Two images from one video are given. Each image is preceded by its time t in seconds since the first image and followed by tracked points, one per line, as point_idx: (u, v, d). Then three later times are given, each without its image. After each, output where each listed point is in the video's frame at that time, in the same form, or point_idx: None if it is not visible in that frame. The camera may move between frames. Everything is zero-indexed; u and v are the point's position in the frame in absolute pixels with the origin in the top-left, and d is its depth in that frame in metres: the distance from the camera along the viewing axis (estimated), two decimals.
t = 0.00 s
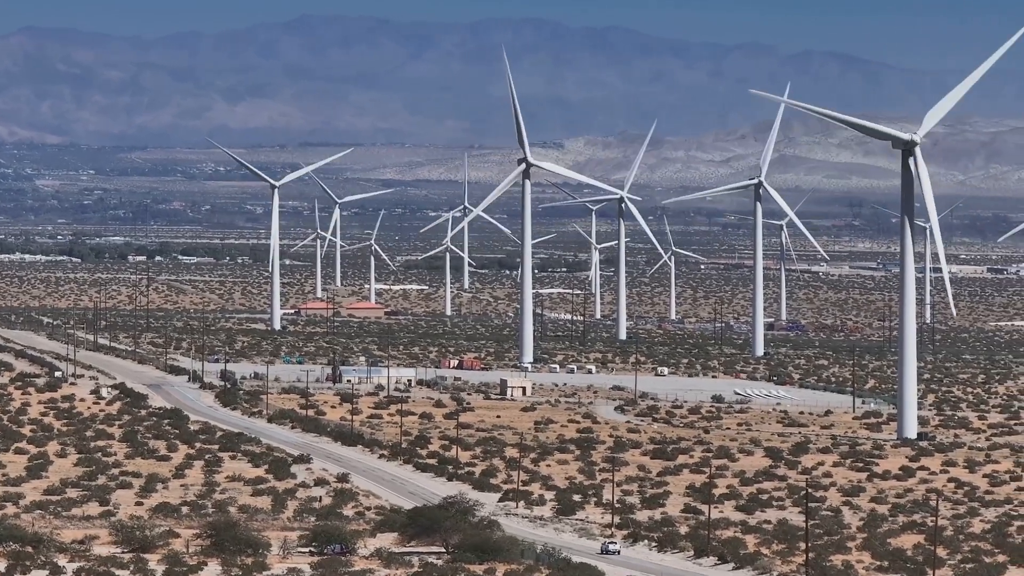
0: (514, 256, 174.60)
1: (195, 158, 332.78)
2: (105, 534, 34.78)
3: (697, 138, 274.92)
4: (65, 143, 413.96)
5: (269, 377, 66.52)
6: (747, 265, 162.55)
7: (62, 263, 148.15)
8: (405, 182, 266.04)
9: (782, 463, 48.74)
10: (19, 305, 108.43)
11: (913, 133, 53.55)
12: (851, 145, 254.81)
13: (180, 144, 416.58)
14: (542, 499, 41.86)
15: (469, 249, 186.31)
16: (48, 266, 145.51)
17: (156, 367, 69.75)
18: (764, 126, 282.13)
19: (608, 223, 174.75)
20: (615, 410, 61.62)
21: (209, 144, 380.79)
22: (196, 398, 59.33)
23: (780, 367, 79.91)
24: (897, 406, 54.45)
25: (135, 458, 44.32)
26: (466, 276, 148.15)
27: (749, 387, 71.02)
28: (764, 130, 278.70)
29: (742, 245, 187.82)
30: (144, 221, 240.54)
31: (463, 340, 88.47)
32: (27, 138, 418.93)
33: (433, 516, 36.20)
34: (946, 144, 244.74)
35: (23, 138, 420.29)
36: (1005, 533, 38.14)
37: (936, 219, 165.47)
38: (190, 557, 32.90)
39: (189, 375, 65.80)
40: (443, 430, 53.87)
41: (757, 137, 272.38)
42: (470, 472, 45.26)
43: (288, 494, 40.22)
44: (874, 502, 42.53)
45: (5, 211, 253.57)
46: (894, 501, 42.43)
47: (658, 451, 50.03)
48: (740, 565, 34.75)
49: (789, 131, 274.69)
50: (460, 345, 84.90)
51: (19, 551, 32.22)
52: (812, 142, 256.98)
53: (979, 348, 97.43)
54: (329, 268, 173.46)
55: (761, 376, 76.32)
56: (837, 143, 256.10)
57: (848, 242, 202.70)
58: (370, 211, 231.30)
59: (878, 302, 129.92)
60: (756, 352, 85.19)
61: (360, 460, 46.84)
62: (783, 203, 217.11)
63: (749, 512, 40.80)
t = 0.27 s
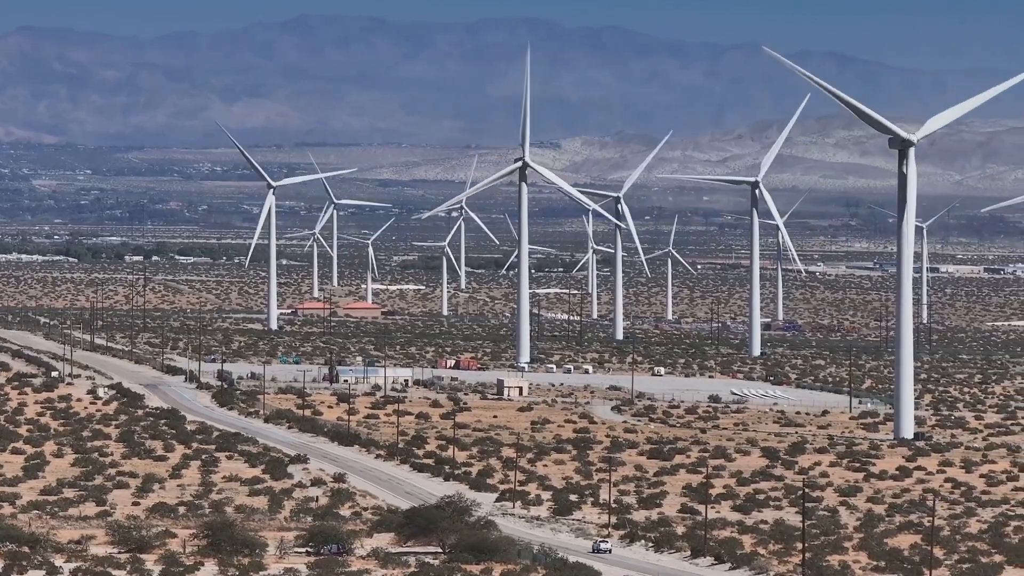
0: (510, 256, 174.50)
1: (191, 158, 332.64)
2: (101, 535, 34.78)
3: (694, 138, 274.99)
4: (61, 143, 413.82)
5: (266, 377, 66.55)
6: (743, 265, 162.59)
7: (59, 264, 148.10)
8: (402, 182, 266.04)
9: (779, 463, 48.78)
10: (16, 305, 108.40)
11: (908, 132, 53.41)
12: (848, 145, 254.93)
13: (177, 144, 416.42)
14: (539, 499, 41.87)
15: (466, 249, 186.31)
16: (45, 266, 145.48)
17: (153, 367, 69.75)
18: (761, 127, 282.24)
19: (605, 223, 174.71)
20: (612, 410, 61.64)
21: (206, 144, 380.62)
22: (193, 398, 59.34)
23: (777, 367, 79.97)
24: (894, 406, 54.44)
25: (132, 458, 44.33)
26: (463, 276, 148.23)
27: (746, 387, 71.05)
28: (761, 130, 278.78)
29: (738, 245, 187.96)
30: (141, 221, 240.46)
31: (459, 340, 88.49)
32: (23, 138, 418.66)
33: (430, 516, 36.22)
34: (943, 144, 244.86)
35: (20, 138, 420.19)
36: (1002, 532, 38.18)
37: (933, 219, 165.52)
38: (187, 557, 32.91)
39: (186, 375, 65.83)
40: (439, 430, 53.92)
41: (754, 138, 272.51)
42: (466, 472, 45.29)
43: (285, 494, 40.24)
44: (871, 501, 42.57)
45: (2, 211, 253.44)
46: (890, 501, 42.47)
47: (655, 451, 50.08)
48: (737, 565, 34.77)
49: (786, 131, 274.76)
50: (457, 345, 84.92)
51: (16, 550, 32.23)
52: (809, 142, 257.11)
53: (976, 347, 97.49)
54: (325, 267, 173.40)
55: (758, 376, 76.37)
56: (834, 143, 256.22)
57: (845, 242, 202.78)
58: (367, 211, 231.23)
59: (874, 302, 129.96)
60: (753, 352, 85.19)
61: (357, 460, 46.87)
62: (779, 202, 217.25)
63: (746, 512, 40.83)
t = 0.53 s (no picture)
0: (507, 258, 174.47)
1: (188, 160, 332.25)
2: (98, 536, 34.80)
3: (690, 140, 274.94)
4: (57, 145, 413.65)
5: (262, 380, 66.48)
6: (740, 267, 162.44)
7: (55, 266, 147.82)
8: (398, 184, 266.08)
9: (776, 464, 48.81)
10: (12, 307, 108.11)
11: (905, 132, 53.54)
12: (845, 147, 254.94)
13: (174, 146, 415.95)
14: (536, 501, 41.90)
15: (463, 251, 186.06)
16: (41, 268, 145.46)
17: (149, 369, 69.62)
18: (758, 128, 282.31)
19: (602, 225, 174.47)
20: (608, 412, 61.65)
21: (203, 145, 380.05)
22: (189, 400, 59.28)
23: (774, 369, 80.00)
24: (891, 408, 54.49)
25: (128, 460, 44.30)
26: (460, 277, 148.29)
27: (743, 389, 71.02)
28: (757, 133, 278.86)
29: (735, 247, 188.08)
30: (137, 223, 240.25)
31: (456, 341, 88.54)
32: (20, 140, 418.01)
33: (426, 518, 36.23)
34: (940, 146, 244.93)
35: (16, 139, 420.02)
36: (998, 535, 38.20)
37: (930, 222, 165.38)
38: (183, 558, 32.90)
39: (182, 377, 65.87)
40: (436, 432, 53.92)
41: (751, 140, 272.48)
42: (463, 474, 45.28)
43: (282, 496, 40.24)
44: (867, 503, 42.61)
45: None
46: (887, 504, 42.49)
47: (651, 453, 50.09)
48: (733, 567, 34.82)
49: (782, 133, 274.86)
50: (454, 347, 84.74)
51: (12, 552, 32.22)
52: (806, 143, 257.22)
53: (973, 350, 97.30)
54: (322, 269, 173.15)
55: (755, 378, 76.29)
56: (830, 145, 256.25)
57: (842, 244, 202.79)
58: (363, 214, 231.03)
59: (871, 304, 129.81)
60: (750, 354, 85.02)
61: (354, 462, 46.91)
62: (776, 205, 217.37)
63: (742, 514, 40.86)
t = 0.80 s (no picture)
0: (504, 258, 174.55)
1: (185, 161, 331.97)
2: (95, 536, 34.81)
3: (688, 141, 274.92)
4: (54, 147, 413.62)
5: (259, 380, 66.42)
6: (737, 268, 162.32)
7: (52, 267, 147.66)
8: (396, 185, 266.12)
9: (773, 465, 48.82)
10: (9, 308, 107.98)
11: (903, 133, 53.76)
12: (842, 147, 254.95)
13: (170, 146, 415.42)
14: (533, 502, 41.89)
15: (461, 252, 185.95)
16: (39, 268, 145.41)
17: (145, 370, 69.56)
18: (755, 129, 282.40)
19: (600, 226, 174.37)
20: (605, 413, 61.64)
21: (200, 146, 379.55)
22: (186, 401, 59.22)
23: (771, 369, 80.08)
24: (888, 409, 54.52)
25: (125, 461, 44.28)
26: (457, 278, 148.33)
27: (740, 390, 71.01)
28: (755, 133, 279.01)
29: (732, 247, 188.24)
30: (134, 224, 240.10)
31: (453, 342, 88.63)
32: (18, 141, 417.69)
33: (423, 518, 36.24)
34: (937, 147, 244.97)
35: (13, 140, 419.88)
36: (996, 535, 38.21)
37: (927, 223, 165.32)
38: (180, 560, 32.89)
39: (180, 377, 65.91)
40: (433, 432, 53.90)
41: (748, 140, 272.45)
42: (460, 475, 45.27)
43: (279, 497, 40.22)
44: (865, 503, 42.66)
45: None
46: (884, 504, 42.50)
47: (649, 454, 50.08)
48: (731, 567, 34.84)
49: (780, 134, 274.98)
50: (450, 348, 84.65)
51: (9, 553, 32.22)
52: (803, 144, 257.37)
53: (970, 351, 97.25)
54: (319, 270, 173.01)
55: (752, 378, 76.27)
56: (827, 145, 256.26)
57: (839, 244, 202.80)
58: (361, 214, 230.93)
59: (868, 305, 129.75)
60: (747, 354, 84.93)
61: (351, 462, 46.93)
62: (773, 206, 217.49)
63: (739, 515, 40.87)
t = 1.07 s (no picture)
0: (501, 258, 174.56)
1: (182, 161, 331.81)
2: (92, 536, 34.82)
3: (684, 141, 274.91)
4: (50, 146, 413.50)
5: (256, 380, 66.42)
6: (734, 268, 162.29)
7: (49, 266, 147.51)
8: (393, 184, 266.12)
9: (769, 464, 48.86)
10: (5, 308, 107.91)
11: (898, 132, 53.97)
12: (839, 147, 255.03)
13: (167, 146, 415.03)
14: (529, 501, 41.92)
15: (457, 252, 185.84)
16: (35, 268, 145.42)
17: (142, 370, 69.54)
18: (751, 129, 282.37)
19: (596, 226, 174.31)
20: (602, 412, 61.65)
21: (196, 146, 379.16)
22: (182, 401, 59.21)
23: (767, 369, 80.13)
24: (885, 408, 54.56)
25: (122, 461, 44.30)
26: (454, 278, 148.25)
27: (737, 389, 71.00)
28: (751, 133, 279.05)
29: (728, 247, 188.32)
30: (131, 223, 239.97)
31: (450, 341, 88.67)
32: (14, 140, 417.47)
33: (420, 517, 36.27)
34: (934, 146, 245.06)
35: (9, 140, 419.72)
36: (992, 535, 38.26)
37: (924, 223, 165.38)
38: (178, 558, 32.92)
39: (176, 377, 65.91)
40: (430, 432, 53.92)
41: (745, 140, 272.47)
42: (456, 474, 45.30)
43: (275, 496, 40.25)
44: (861, 503, 42.67)
45: None
46: (880, 504, 42.54)
47: (645, 453, 50.13)
48: (727, 567, 34.85)
49: (776, 134, 275.04)
50: (447, 347, 84.59)
51: (6, 553, 32.24)
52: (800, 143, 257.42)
53: (967, 351, 97.25)
54: (316, 270, 172.89)
55: (749, 378, 76.29)
56: (824, 145, 256.31)
57: (836, 244, 202.83)
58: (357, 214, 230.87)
59: (865, 305, 129.77)
60: (743, 354, 84.91)
61: (347, 462, 46.93)
62: (769, 206, 217.74)
63: (736, 514, 40.91)
